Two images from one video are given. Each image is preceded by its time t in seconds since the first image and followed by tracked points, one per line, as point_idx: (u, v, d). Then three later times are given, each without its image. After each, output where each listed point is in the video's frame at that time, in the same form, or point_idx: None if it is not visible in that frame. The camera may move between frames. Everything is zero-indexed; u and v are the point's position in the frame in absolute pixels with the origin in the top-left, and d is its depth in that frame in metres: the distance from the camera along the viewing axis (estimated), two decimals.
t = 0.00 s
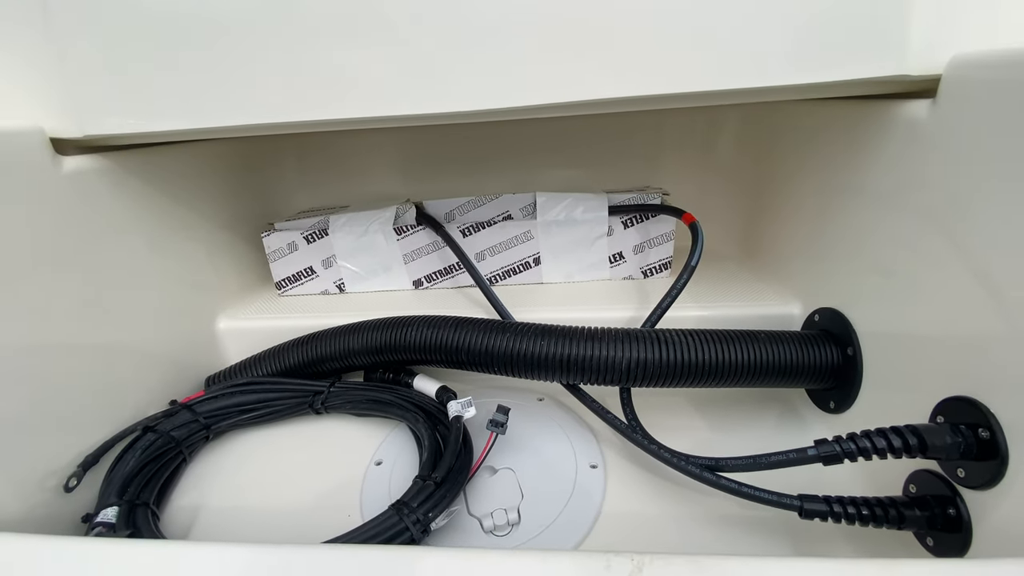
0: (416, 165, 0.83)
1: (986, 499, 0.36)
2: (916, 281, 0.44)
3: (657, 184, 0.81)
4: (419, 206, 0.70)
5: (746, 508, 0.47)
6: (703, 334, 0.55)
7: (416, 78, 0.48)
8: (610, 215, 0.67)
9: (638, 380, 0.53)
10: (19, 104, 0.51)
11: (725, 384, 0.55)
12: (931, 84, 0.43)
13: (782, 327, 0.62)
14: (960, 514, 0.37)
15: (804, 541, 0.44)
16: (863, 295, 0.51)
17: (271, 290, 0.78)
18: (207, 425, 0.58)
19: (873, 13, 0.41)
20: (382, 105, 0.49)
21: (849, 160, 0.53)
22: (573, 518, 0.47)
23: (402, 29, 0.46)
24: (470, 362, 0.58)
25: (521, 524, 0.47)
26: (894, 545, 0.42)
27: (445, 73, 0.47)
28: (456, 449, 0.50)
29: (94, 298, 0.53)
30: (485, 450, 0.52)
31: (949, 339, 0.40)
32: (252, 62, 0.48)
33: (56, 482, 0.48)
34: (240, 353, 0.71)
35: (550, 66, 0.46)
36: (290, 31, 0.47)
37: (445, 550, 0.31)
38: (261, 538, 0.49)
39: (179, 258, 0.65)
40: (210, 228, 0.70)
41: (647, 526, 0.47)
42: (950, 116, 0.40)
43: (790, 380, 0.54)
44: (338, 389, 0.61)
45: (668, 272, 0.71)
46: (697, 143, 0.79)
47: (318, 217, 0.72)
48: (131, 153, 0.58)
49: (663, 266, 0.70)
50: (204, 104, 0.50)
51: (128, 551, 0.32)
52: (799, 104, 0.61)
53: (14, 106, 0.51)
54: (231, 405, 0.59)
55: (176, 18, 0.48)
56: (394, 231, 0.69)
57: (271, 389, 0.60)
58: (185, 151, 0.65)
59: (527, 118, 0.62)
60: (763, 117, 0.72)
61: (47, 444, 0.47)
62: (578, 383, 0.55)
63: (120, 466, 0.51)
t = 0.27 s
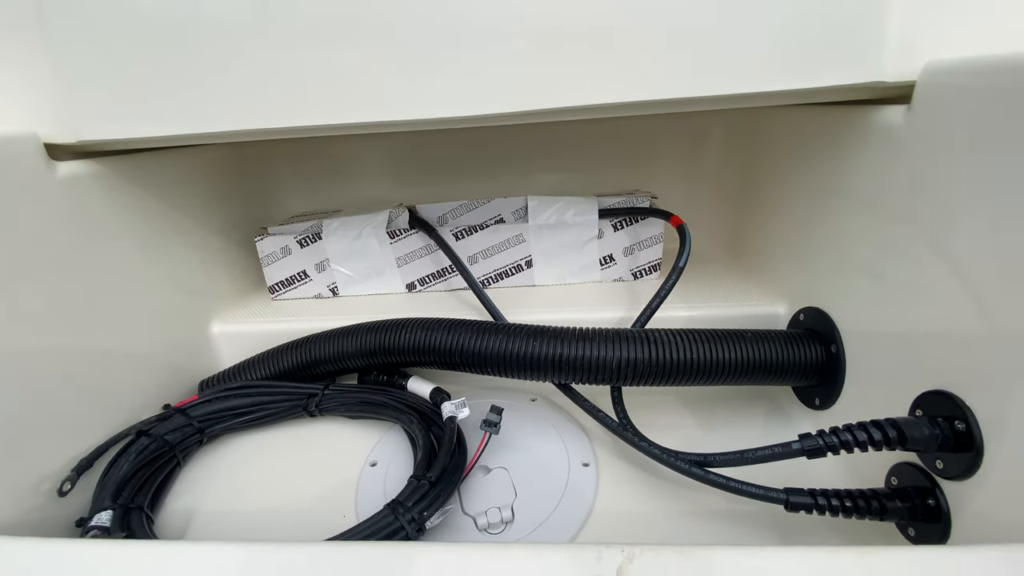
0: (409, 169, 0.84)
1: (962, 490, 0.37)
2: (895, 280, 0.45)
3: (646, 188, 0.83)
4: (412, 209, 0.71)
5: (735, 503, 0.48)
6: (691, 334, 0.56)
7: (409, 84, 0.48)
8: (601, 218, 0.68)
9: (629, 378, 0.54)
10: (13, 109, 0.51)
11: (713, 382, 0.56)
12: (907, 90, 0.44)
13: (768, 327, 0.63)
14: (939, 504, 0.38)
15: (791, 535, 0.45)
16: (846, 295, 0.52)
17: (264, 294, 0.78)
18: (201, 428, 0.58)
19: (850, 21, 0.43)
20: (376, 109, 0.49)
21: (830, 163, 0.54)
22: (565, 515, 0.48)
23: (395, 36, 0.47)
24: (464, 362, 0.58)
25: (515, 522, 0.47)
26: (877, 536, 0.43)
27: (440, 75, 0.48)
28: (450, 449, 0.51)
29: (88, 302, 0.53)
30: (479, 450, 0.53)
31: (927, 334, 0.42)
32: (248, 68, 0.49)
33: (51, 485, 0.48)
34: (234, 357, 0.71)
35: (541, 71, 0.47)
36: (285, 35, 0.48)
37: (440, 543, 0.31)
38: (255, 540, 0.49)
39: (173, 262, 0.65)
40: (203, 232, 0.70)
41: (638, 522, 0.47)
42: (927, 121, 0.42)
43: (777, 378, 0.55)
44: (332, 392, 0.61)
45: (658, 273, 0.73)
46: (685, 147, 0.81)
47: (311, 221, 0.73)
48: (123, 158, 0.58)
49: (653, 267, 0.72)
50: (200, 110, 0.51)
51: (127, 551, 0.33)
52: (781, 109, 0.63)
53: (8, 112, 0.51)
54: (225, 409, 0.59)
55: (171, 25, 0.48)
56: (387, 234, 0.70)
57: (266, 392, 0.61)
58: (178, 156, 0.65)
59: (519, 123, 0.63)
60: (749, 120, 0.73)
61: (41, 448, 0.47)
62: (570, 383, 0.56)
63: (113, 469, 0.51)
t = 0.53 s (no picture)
0: (396, 174, 0.85)
1: (927, 469, 0.40)
2: (862, 275, 0.48)
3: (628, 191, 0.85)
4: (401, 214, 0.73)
5: (718, 491, 0.50)
6: (674, 330, 0.58)
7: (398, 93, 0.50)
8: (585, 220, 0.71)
9: (616, 375, 0.56)
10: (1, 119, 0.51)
11: (695, 376, 0.58)
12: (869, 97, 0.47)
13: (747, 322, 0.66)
14: (907, 484, 0.41)
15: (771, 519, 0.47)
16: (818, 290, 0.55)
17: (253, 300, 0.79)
18: (194, 434, 0.58)
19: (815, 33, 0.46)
20: (367, 116, 0.51)
21: (801, 166, 0.57)
22: (556, 507, 0.50)
23: (384, 46, 0.49)
24: (455, 362, 0.60)
25: (508, 515, 0.49)
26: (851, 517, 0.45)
27: (430, 82, 0.50)
28: (444, 446, 0.52)
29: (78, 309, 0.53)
30: (472, 447, 0.54)
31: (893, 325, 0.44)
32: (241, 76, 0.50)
33: (43, 493, 0.48)
34: (224, 363, 0.71)
35: (527, 78, 0.49)
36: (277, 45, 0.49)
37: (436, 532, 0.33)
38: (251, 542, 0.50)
39: (162, 270, 0.65)
40: (192, 239, 0.71)
41: (626, 512, 0.49)
42: (888, 126, 0.45)
43: (755, 371, 0.58)
44: (325, 395, 0.62)
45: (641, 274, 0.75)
46: (665, 152, 0.83)
47: (301, 227, 0.74)
48: (111, 165, 0.58)
49: (636, 268, 0.74)
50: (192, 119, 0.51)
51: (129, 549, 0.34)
52: (755, 114, 0.66)
53: None
54: (217, 414, 0.59)
55: (163, 35, 0.49)
56: (377, 239, 0.71)
57: (258, 396, 0.61)
58: (167, 164, 0.66)
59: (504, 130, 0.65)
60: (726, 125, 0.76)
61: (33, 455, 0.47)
62: (559, 380, 0.58)
63: (106, 476, 0.51)
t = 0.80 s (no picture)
0: (385, 182, 0.87)
1: (898, 441, 0.44)
2: (834, 268, 0.52)
3: (612, 195, 0.89)
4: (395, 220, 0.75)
5: (710, 472, 0.53)
6: (662, 324, 0.61)
7: (398, 104, 0.52)
8: (573, 222, 0.74)
9: (609, 367, 0.59)
10: None
11: (683, 366, 0.62)
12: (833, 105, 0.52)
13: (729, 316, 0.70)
14: (880, 456, 0.45)
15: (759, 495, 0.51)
16: (794, 283, 0.59)
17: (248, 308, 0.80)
18: (197, 441, 0.59)
19: (787, 44, 0.50)
20: (369, 125, 0.53)
21: (775, 168, 0.62)
22: (558, 495, 0.52)
23: (385, 61, 0.51)
24: (455, 361, 0.62)
25: (513, 504, 0.51)
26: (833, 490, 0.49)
27: (430, 91, 0.52)
28: (448, 442, 0.54)
29: (80, 319, 0.53)
30: (475, 442, 0.56)
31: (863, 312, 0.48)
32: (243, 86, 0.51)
33: (53, 502, 0.49)
34: (222, 371, 0.72)
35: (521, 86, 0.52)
36: (279, 56, 0.50)
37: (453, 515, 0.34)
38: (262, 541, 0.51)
39: (159, 280, 0.66)
40: (187, 248, 0.71)
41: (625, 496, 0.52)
42: (848, 130, 0.49)
43: (738, 360, 0.62)
44: (327, 398, 0.63)
45: (627, 273, 0.79)
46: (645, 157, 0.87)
47: (296, 235, 0.75)
48: (108, 178, 0.59)
49: (622, 268, 0.77)
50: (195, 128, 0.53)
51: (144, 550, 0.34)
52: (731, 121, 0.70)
53: None
54: (219, 421, 0.60)
55: (166, 50, 0.50)
56: (372, 245, 0.73)
57: (261, 401, 0.62)
58: (161, 174, 0.66)
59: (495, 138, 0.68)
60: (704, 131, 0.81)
61: (40, 465, 0.48)
62: (556, 374, 0.61)
63: (113, 484, 0.51)
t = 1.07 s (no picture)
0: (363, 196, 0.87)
1: (845, 416, 0.49)
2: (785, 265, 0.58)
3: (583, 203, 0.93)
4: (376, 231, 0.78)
5: (682, 456, 0.58)
6: (633, 321, 0.66)
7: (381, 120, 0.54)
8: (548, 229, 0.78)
9: (587, 363, 0.63)
10: None
11: (653, 359, 0.66)
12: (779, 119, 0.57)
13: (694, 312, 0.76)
14: (829, 431, 0.51)
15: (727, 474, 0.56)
16: (752, 280, 0.65)
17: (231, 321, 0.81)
18: (189, 452, 0.60)
19: (741, 63, 0.55)
20: (350, 141, 0.54)
21: (731, 176, 0.67)
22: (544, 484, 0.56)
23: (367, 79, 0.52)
24: (441, 363, 0.65)
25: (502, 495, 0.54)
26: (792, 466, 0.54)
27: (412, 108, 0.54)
28: (439, 440, 0.57)
29: (68, 337, 0.54)
30: (464, 439, 0.59)
31: (812, 304, 0.54)
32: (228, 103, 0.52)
33: (52, 515, 0.49)
34: (208, 385, 0.73)
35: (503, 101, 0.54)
36: (264, 73, 0.51)
37: (454, 501, 0.38)
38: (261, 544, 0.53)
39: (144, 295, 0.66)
40: (169, 264, 0.72)
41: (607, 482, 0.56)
42: (791, 143, 0.55)
43: (703, 351, 0.67)
44: (316, 405, 0.65)
45: (599, 276, 0.84)
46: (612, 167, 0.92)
47: (278, 247, 0.77)
48: (91, 196, 0.59)
49: (595, 270, 0.82)
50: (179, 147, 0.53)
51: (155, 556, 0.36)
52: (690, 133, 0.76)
53: None
54: (209, 432, 0.61)
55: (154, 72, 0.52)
56: (355, 255, 0.76)
57: (251, 410, 0.64)
58: (144, 191, 0.67)
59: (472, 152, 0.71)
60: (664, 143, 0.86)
61: (37, 480, 0.48)
62: (537, 372, 0.65)
63: (108, 497, 0.52)
